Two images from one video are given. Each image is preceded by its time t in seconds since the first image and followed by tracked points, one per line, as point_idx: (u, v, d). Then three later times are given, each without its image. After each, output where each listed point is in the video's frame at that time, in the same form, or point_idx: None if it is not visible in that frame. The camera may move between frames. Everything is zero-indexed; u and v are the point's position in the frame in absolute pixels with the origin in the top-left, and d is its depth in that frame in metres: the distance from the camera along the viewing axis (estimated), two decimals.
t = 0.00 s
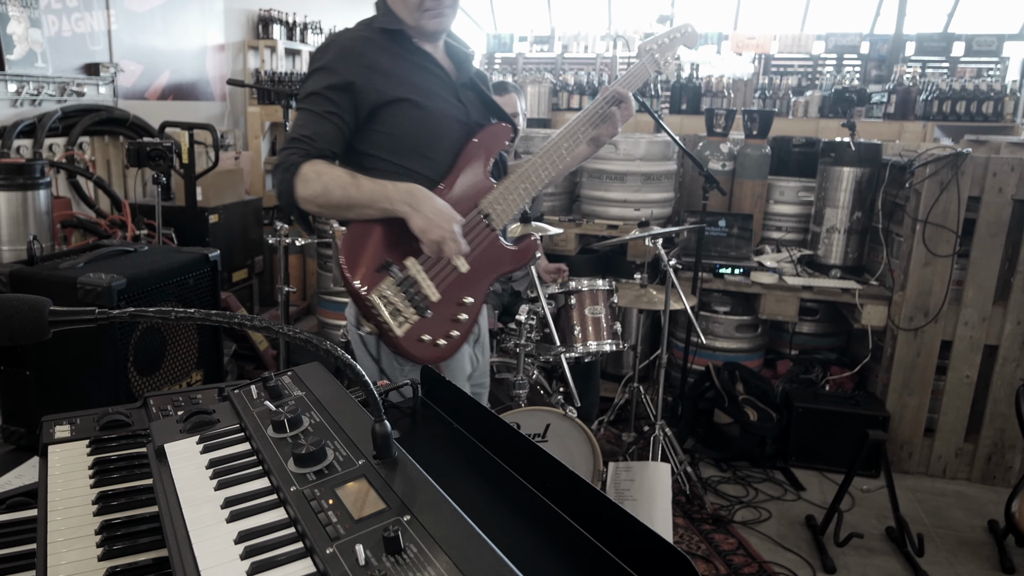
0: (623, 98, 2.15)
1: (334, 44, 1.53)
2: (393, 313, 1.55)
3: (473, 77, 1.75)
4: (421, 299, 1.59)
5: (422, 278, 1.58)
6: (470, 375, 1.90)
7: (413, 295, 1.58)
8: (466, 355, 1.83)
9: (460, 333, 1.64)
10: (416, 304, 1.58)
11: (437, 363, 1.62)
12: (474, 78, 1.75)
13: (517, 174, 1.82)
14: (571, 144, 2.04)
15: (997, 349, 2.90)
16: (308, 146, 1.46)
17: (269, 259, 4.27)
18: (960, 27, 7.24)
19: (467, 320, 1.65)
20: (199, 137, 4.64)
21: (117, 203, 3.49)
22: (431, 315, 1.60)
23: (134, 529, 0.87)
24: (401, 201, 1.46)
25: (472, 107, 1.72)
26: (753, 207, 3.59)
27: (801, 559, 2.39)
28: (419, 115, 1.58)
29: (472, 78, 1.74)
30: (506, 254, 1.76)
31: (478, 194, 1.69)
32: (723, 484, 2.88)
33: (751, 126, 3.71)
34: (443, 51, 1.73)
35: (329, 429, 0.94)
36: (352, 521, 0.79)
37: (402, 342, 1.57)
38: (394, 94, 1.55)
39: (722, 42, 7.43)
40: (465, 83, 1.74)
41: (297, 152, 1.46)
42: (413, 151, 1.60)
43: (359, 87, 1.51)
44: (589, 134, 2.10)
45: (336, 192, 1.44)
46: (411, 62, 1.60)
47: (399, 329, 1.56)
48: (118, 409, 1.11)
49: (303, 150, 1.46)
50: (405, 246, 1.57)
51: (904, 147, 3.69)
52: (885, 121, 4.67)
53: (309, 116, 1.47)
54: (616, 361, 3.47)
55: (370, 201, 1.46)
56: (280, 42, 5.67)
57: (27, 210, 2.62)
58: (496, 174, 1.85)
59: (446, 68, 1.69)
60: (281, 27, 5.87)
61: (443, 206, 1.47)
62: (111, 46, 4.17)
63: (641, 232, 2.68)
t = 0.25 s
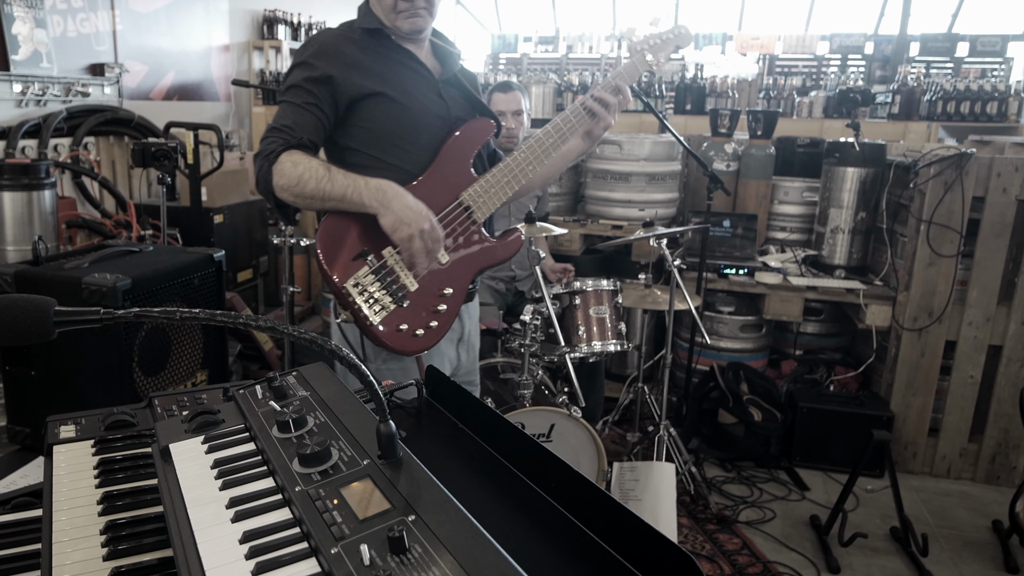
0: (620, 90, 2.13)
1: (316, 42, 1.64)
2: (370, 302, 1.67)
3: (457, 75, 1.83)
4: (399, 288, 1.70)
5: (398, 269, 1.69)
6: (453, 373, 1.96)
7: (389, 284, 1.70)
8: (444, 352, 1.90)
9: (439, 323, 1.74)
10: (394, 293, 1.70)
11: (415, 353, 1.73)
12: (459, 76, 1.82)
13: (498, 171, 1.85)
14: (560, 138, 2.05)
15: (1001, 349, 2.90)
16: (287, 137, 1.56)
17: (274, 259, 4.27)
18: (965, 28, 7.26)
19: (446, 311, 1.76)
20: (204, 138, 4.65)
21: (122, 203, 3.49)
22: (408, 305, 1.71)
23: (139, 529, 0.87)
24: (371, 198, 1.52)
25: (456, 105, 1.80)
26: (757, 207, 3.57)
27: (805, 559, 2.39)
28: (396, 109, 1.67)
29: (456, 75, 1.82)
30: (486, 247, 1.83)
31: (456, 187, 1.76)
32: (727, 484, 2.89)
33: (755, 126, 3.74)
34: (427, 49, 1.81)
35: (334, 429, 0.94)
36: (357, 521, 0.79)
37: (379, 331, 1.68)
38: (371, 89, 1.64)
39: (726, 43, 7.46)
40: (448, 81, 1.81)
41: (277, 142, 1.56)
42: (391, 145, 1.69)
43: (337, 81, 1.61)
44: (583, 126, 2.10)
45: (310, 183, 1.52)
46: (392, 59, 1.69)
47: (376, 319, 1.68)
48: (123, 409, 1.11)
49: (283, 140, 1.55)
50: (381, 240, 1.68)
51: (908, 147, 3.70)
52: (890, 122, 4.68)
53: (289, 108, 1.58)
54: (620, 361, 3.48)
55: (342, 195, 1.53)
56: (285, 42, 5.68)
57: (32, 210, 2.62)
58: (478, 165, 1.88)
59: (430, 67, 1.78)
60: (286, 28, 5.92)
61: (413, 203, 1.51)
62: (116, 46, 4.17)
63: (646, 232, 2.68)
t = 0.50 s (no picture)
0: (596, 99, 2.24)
1: (295, 43, 1.63)
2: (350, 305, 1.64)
3: (437, 75, 1.84)
4: (379, 292, 1.68)
5: (378, 272, 1.68)
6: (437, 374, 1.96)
7: (370, 287, 1.67)
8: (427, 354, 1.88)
9: (419, 326, 1.74)
10: (374, 297, 1.68)
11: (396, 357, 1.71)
12: (439, 75, 1.83)
13: (480, 171, 1.89)
14: (540, 140, 2.11)
15: (1005, 349, 2.91)
16: (268, 140, 1.55)
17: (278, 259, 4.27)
18: (968, 29, 7.28)
19: (426, 314, 1.76)
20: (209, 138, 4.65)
21: (126, 203, 3.50)
22: (389, 308, 1.70)
23: (144, 529, 0.87)
24: (352, 199, 1.52)
25: (435, 104, 1.81)
26: (762, 208, 3.58)
27: (809, 559, 2.39)
28: (378, 111, 1.67)
29: (437, 74, 1.82)
30: (467, 249, 1.85)
31: (438, 188, 1.79)
32: (732, 484, 2.89)
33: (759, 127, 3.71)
34: (410, 49, 1.81)
35: (338, 430, 0.94)
36: (361, 521, 0.78)
37: (360, 335, 1.65)
38: (352, 90, 1.63)
39: (730, 43, 7.49)
40: (428, 80, 1.82)
41: (258, 146, 1.55)
42: (374, 147, 1.69)
43: (317, 82, 1.59)
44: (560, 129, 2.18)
45: (291, 187, 1.52)
46: (372, 59, 1.69)
47: (356, 322, 1.65)
48: (128, 409, 1.12)
49: (264, 144, 1.55)
50: (360, 244, 1.67)
51: (912, 147, 3.70)
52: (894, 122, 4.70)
53: (270, 111, 1.57)
54: (625, 361, 3.49)
55: (321, 198, 1.53)
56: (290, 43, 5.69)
57: (37, 210, 2.63)
58: (461, 166, 1.93)
59: (412, 67, 1.78)
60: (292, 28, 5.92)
61: (395, 205, 1.52)
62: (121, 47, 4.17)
63: (650, 232, 2.68)
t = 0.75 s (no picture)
0: (563, 106, 2.16)
1: (271, 40, 1.62)
2: (333, 307, 1.63)
3: (414, 73, 1.84)
4: (362, 293, 1.68)
5: (361, 273, 1.67)
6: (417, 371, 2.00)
7: (353, 289, 1.67)
8: (405, 354, 1.92)
9: (402, 327, 1.74)
10: (357, 299, 1.67)
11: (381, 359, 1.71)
12: (417, 74, 1.85)
13: (460, 171, 1.91)
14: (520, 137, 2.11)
15: (1009, 350, 2.91)
16: (245, 140, 1.54)
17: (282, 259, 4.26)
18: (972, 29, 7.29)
19: (409, 315, 1.77)
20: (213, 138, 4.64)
21: (130, 203, 3.50)
22: (372, 310, 1.70)
23: (148, 529, 0.87)
24: (333, 201, 1.54)
25: (413, 103, 1.83)
26: (766, 208, 3.58)
27: (813, 559, 2.39)
28: (356, 111, 1.68)
29: (415, 74, 1.83)
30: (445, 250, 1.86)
31: (417, 188, 1.80)
32: (735, 484, 2.89)
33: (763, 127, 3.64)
34: (385, 47, 1.82)
35: (343, 430, 0.94)
36: (366, 521, 0.78)
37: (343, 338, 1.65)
38: (330, 91, 1.64)
39: (735, 44, 7.49)
40: (405, 78, 1.83)
41: (235, 146, 1.53)
42: (352, 147, 1.70)
43: (294, 82, 1.60)
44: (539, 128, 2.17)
45: (271, 188, 1.52)
46: (349, 59, 1.69)
47: (339, 325, 1.65)
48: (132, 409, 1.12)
49: (241, 144, 1.53)
50: (342, 245, 1.66)
51: (916, 147, 3.70)
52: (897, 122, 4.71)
53: (246, 110, 1.55)
54: (629, 361, 3.49)
55: (302, 201, 1.54)
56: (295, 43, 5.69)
57: (41, 210, 2.63)
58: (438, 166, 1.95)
59: (389, 67, 1.79)
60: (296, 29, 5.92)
61: (375, 208, 1.54)
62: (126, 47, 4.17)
63: (655, 232, 2.68)
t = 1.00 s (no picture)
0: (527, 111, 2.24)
1: (243, 41, 1.58)
2: (319, 309, 1.65)
3: (390, 72, 1.84)
4: (348, 294, 1.71)
5: (346, 274, 1.69)
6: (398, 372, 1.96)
7: (338, 290, 1.69)
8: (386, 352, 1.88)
9: (388, 327, 1.78)
10: (343, 300, 1.70)
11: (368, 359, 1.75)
12: (391, 73, 1.84)
13: (433, 174, 1.93)
14: (492, 137, 2.18)
15: (1013, 350, 2.91)
16: (224, 144, 1.52)
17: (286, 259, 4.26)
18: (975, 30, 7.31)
19: (394, 315, 1.80)
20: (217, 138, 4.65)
21: (134, 203, 3.50)
22: (359, 311, 1.73)
23: (153, 529, 0.87)
24: (321, 200, 1.52)
25: (390, 101, 1.82)
26: (770, 208, 3.58)
27: (817, 558, 2.40)
28: (335, 111, 1.67)
29: (390, 72, 1.83)
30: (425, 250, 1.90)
31: (399, 186, 1.82)
32: (739, 484, 2.89)
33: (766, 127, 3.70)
34: (359, 47, 1.81)
35: (347, 429, 0.95)
36: (370, 521, 0.78)
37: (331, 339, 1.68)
38: (307, 91, 1.62)
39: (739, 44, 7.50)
40: (381, 77, 1.82)
41: (214, 151, 1.51)
42: (333, 147, 1.68)
43: (271, 83, 1.57)
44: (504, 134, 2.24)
45: (254, 192, 1.49)
46: (325, 59, 1.67)
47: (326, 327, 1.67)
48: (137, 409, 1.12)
49: (220, 149, 1.51)
50: (326, 246, 1.66)
51: (920, 147, 3.71)
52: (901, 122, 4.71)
53: (222, 114, 1.53)
54: (633, 361, 3.49)
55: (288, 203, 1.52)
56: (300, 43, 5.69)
57: (46, 210, 2.63)
58: (418, 165, 1.96)
59: (365, 66, 1.78)
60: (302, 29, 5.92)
61: (364, 204, 1.54)
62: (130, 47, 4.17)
63: (658, 232, 2.68)
